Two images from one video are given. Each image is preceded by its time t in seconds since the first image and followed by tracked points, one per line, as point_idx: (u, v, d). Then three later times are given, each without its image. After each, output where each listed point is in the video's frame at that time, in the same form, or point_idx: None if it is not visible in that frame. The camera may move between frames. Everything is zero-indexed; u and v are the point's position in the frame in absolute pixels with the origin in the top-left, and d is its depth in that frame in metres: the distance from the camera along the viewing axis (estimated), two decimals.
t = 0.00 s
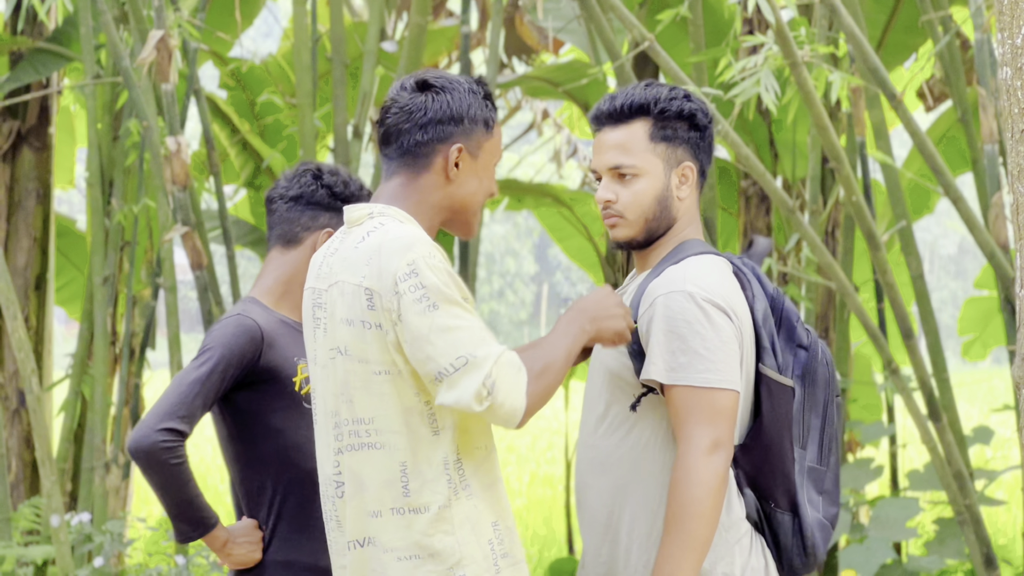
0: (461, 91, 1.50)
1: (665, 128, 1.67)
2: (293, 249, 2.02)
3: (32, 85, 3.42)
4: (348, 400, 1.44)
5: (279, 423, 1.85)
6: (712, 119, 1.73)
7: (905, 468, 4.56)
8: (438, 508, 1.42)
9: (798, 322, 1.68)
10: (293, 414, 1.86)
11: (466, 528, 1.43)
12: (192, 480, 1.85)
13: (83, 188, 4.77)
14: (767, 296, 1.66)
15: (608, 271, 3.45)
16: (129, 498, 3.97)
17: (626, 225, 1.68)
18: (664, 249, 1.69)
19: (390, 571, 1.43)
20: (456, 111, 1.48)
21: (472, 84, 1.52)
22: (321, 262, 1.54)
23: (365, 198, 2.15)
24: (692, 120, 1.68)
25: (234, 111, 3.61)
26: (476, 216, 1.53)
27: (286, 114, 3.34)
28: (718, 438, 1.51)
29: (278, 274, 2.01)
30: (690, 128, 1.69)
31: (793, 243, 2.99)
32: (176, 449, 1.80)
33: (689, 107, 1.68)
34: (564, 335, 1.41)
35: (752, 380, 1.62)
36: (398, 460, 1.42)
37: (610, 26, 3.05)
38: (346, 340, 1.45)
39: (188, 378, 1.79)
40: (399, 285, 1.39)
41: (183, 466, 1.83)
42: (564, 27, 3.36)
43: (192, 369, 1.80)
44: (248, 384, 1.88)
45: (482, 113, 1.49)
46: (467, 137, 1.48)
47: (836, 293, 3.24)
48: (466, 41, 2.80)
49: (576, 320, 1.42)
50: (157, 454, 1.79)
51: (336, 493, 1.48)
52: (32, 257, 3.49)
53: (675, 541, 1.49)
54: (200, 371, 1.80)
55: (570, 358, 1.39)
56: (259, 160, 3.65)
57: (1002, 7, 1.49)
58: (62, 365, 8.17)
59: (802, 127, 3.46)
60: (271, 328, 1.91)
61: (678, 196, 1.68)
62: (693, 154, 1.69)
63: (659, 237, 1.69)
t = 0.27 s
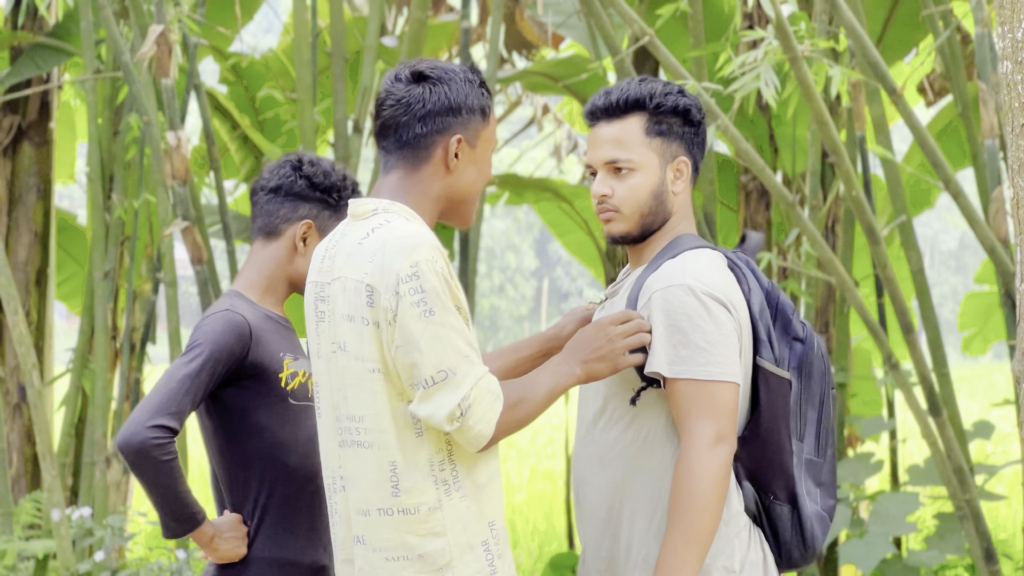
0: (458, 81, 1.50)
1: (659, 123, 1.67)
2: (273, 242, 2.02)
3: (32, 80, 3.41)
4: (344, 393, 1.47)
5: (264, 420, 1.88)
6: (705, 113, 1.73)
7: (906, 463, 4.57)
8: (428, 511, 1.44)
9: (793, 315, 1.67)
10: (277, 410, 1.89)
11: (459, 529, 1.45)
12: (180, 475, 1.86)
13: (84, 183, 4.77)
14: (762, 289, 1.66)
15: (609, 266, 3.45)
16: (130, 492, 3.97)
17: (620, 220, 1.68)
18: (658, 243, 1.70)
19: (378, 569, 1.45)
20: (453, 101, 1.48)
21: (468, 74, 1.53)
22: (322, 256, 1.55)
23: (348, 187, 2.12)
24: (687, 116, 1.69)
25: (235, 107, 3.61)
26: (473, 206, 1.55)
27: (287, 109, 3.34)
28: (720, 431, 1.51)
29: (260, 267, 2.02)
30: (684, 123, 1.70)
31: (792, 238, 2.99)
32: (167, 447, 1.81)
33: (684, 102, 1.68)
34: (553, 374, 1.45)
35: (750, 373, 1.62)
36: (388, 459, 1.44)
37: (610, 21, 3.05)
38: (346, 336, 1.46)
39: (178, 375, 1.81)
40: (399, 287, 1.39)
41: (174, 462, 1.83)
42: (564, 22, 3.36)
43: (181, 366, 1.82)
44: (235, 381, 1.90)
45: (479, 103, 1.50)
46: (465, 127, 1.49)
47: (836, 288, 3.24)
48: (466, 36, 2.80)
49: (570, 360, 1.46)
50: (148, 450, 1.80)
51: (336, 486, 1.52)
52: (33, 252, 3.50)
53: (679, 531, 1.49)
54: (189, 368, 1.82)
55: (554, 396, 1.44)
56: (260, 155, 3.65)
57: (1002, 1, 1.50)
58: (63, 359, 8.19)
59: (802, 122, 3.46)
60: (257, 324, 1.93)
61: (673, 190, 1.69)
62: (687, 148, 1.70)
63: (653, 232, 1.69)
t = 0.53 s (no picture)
0: (452, 77, 1.52)
1: (654, 120, 1.68)
2: (248, 237, 1.96)
3: (32, 74, 3.41)
4: (334, 386, 1.47)
5: (246, 418, 1.88)
6: (699, 109, 1.74)
7: (905, 458, 4.58)
8: (422, 500, 1.45)
9: (790, 310, 1.68)
10: (258, 408, 1.89)
11: (449, 517, 1.46)
12: (159, 475, 1.81)
13: (83, 178, 4.76)
14: (760, 284, 1.66)
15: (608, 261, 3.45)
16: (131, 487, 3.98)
17: (618, 218, 1.68)
18: (655, 241, 1.70)
19: (372, 561, 1.45)
20: (446, 96, 1.49)
21: (462, 70, 1.54)
22: (314, 249, 1.55)
23: (325, 178, 2.03)
24: (680, 111, 1.69)
25: (234, 102, 3.61)
26: (463, 202, 1.55)
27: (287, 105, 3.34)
28: (719, 426, 1.51)
29: (237, 263, 1.96)
30: (678, 119, 1.70)
31: (792, 233, 2.99)
32: (145, 449, 1.77)
33: (677, 97, 1.69)
34: (563, 363, 1.50)
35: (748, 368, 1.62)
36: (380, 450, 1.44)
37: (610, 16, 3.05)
38: (338, 328, 1.47)
39: (157, 377, 1.77)
40: (399, 277, 1.41)
41: (152, 464, 1.79)
42: (564, 17, 3.35)
43: (160, 367, 1.79)
44: (215, 382, 1.88)
45: (471, 99, 1.51)
46: (458, 122, 1.50)
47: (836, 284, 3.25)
48: (466, 31, 2.80)
49: (582, 351, 1.51)
50: (125, 453, 1.75)
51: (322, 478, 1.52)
52: (33, 247, 3.49)
53: (675, 527, 1.49)
54: (168, 369, 1.78)
55: (562, 386, 1.49)
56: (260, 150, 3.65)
57: None
58: (62, 354, 8.20)
59: (802, 118, 3.46)
60: (238, 323, 1.90)
61: (670, 185, 1.69)
62: (682, 144, 1.70)
63: (651, 229, 1.69)
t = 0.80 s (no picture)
0: (450, 72, 1.54)
1: (654, 117, 1.67)
2: (211, 236, 1.98)
3: (32, 70, 3.41)
4: (322, 373, 1.51)
5: (223, 417, 1.88)
6: (700, 105, 1.74)
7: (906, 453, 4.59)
8: (401, 488, 1.47)
9: (793, 306, 1.68)
10: (235, 407, 1.89)
11: (432, 504, 1.48)
12: (130, 473, 1.79)
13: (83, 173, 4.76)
14: (763, 280, 1.66)
15: (608, 257, 3.45)
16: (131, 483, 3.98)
17: (619, 216, 1.68)
18: (659, 238, 1.70)
19: (351, 548, 1.48)
20: (444, 91, 1.52)
21: (462, 66, 1.56)
22: (312, 237, 1.58)
23: (279, 164, 2.02)
24: (680, 107, 1.69)
25: (234, 97, 3.61)
26: (461, 196, 1.57)
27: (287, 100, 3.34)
28: (721, 421, 1.51)
29: (206, 263, 1.99)
30: (679, 115, 1.70)
31: (793, 229, 2.99)
32: (115, 448, 1.75)
33: (676, 94, 1.68)
34: (569, 349, 1.50)
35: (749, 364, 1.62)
36: (362, 438, 1.47)
37: (611, 12, 3.04)
38: (328, 316, 1.50)
39: (130, 375, 1.76)
40: (389, 266, 1.44)
41: (123, 462, 1.77)
42: (564, 13, 3.35)
43: (133, 366, 1.77)
44: (190, 381, 1.87)
45: (469, 94, 1.53)
46: (455, 116, 1.52)
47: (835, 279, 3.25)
48: (467, 26, 2.79)
49: (591, 338, 1.51)
50: (96, 451, 1.73)
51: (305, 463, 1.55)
52: (33, 242, 3.49)
53: (679, 519, 1.50)
54: (142, 369, 1.77)
55: (564, 373, 1.49)
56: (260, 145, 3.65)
57: None
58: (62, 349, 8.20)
59: (803, 113, 3.46)
60: (215, 323, 1.89)
61: (671, 182, 1.69)
62: (683, 140, 1.70)
63: (653, 226, 1.69)
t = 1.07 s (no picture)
0: (456, 68, 1.54)
1: (659, 115, 1.68)
2: (185, 236, 1.97)
3: (31, 65, 3.40)
4: (341, 372, 1.51)
5: (197, 416, 1.88)
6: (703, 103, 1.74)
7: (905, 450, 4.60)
8: (424, 487, 1.48)
9: (795, 304, 1.69)
10: (210, 406, 1.90)
11: (455, 502, 1.49)
12: (99, 470, 1.79)
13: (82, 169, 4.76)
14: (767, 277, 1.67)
15: (607, 253, 3.45)
16: (130, 478, 3.98)
17: (626, 214, 1.68)
18: (666, 234, 1.71)
19: (378, 546, 1.49)
20: (451, 87, 1.52)
21: (467, 62, 1.56)
22: (321, 240, 1.58)
23: (249, 158, 1.99)
24: (685, 105, 1.69)
25: (233, 93, 3.60)
26: (467, 191, 1.58)
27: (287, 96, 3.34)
28: (729, 418, 1.52)
29: (183, 262, 1.99)
30: (683, 113, 1.70)
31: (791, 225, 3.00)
32: (83, 447, 1.74)
33: (681, 92, 1.69)
34: (587, 343, 1.50)
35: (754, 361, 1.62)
36: (386, 437, 1.48)
37: (610, 8, 3.04)
38: (345, 315, 1.50)
39: (101, 374, 1.76)
40: (408, 263, 1.45)
41: (90, 460, 1.77)
42: (563, 9, 3.35)
43: (105, 365, 1.77)
44: (163, 380, 1.87)
45: (475, 90, 1.54)
46: (462, 112, 1.53)
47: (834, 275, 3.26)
48: (465, 22, 2.79)
49: (607, 332, 1.51)
50: (62, 449, 1.72)
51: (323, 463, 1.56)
52: (31, 237, 3.49)
53: (686, 517, 1.50)
54: (113, 368, 1.77)
55: (582, 368, 1.50)
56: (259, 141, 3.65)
57: None
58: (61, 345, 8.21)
59: (801, 109, 3.46)
60: (191, 322, 1.89)
61: (676, 180, 1.69)
62: (687, 138, 1.71)
63: (660, 224, 1.70)
